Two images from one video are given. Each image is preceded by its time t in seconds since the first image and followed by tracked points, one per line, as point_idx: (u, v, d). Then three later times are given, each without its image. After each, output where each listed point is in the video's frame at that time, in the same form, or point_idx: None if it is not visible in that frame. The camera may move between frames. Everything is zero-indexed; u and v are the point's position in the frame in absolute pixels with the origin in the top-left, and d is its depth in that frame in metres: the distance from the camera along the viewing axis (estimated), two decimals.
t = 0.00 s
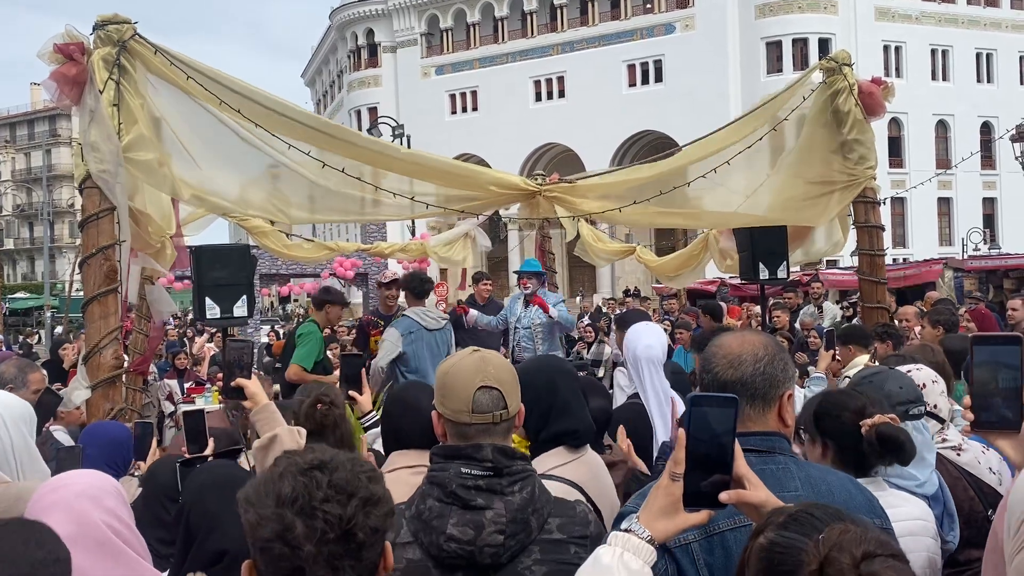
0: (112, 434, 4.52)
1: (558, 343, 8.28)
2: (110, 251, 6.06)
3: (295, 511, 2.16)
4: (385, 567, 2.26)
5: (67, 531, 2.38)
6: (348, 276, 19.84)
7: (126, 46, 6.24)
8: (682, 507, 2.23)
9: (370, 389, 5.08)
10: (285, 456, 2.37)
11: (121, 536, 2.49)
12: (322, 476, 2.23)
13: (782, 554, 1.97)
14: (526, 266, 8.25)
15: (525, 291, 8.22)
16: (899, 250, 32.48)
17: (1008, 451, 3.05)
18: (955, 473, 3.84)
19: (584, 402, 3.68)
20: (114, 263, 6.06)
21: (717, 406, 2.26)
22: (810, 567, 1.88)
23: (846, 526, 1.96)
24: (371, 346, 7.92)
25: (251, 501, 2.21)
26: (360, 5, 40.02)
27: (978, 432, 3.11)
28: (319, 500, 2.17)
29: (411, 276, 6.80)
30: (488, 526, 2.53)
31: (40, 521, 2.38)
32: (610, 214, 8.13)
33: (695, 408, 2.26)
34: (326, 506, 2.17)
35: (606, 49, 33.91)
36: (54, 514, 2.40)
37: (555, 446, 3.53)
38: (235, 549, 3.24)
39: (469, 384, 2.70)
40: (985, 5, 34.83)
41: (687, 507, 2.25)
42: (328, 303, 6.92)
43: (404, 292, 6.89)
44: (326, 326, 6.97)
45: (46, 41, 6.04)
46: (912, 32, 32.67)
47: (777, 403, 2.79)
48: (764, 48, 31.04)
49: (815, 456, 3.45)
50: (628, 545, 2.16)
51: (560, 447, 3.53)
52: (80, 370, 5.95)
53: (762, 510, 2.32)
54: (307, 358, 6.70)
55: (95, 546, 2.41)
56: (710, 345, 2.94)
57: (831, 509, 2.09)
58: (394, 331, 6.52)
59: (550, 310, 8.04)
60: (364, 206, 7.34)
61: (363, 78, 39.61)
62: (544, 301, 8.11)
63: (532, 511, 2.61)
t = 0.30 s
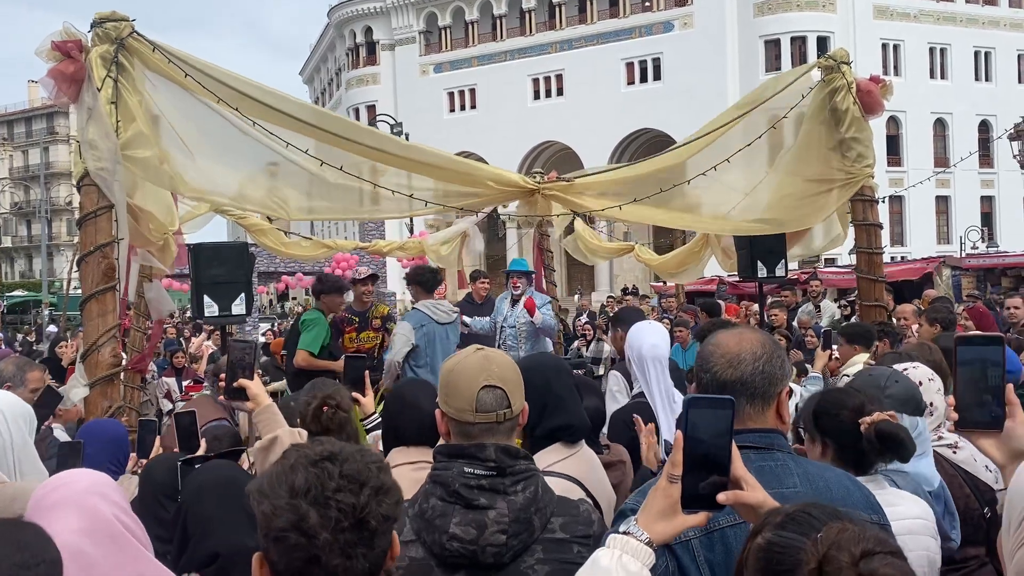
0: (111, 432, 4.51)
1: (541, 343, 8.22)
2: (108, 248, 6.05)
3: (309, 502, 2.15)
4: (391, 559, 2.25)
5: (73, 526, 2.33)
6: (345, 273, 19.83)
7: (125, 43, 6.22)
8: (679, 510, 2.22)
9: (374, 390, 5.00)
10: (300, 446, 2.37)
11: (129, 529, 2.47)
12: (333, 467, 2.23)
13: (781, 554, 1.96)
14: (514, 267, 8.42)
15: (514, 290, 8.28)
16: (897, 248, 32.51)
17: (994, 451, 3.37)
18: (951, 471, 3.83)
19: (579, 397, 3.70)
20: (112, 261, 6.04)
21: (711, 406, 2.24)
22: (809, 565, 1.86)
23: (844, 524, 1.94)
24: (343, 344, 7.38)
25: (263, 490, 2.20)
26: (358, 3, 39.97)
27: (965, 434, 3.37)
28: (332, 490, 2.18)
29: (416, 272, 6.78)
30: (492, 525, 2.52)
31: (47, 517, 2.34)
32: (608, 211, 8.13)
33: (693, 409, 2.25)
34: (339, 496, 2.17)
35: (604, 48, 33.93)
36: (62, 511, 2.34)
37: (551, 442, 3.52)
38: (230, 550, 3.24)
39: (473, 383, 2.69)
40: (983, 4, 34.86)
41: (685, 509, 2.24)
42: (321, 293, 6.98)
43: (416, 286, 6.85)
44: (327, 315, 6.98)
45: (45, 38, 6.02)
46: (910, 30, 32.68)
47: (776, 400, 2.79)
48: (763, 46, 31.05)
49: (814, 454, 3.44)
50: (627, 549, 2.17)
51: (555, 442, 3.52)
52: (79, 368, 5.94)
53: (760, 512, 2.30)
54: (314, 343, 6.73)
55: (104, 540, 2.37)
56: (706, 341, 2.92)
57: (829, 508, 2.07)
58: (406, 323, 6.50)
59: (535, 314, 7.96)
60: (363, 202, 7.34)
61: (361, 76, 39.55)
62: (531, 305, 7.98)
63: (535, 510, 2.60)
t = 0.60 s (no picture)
0: (108, 429, 4.49)
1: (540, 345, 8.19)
2: (105, 246, 6.04)
3: (314, 496, 2.15)
4: (392, 552, 2.24)
5: (69, 523, 2.31)
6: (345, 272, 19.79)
7: (123, 41, 6.20)
8: (682, 512, 2.21)
9: (375, 389, 4.95)
10: (300, 441, 2.37)
11: (128, 526, 2.46)
12: (336, 462, 2.23)
13: (787, 555, 1.95)
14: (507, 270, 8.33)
15: (509, 293, 8.18)
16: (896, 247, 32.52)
17: (977, 448, 3.13)
18: (949, 468, 3.83)
19: (573, 393, 3.67)
20: (109, 258, 6.03)
21: (712, 409, 2.23)
22: (815, 566, 1.86)
23: (851, 525, 1.93)
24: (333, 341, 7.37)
25: (264, 484, 2.19)
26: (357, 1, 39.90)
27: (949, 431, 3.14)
28: (336, 484, 2.18)
29: (415, 266, 6.70)
30: (496, 523, 2.51)
31: (44, 513, 2.32)
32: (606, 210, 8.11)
33: (696, 411, 2.22)
34: (344, 489, 2.17)
35: (603, 46, 33.90)
36: (61, 508, 2.33)
37: (544, 439, 3.52)
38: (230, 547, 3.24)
39: (477, 381, 2.68)
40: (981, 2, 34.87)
41: (688, 511, 2.22)
42: (316, 288, 6.86)
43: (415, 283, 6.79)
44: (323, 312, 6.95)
45: (42, 35, 6.00)
46: (909, 28, 32.67)
47: (776, 396, 2.78)
48: (762, 45, 31.05)
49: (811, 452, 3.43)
50: (629, 551, 2.17)
51: (549, 440, 3.53)
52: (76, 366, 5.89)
53: (763, 514, 2.29)
54: (312, 342, 6.73)
55: (102, 536, 2.35)
56: (704, 337, 2.91)
57: (835, 508, 2.07)
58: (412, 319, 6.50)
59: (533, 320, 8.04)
60: (361, 200, 7.34)
61: (359, 74, 39.49)
62: (527, 310, 8.12)
63: (540, 508, 2.59)
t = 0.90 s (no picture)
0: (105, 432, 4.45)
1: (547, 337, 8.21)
2: (104, 245, 6.04)
3: (298, 498, 2.15)
4: (378, 551, 2.24)
5: (64, 521, 2.28)
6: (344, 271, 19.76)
7: (121, 39, 6.19)
8: (688, 515, 2.19)
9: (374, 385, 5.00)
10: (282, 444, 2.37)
11: (122, 530, 2.40)
12: (320, 463, 2.22)
13: (792, 555, 1.94)
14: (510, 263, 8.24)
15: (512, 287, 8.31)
16: (894, 246, 32.53)
17: (967, 444, 3.01)
18: (948, 467, 3.83)
19: (572, 395, 3.66)
20: (108, 257, 6.03)
21: (719, 412, 2.23)
22: (819, 568, 1.85)
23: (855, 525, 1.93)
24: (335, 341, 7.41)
25: (246, 486, 2.19)
26: None
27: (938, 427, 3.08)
28: (320, 486, 2.17)
29: (414, 265, 6.75)
30: (498, 524, 2.50)
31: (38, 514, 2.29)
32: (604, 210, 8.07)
33: (703, 414, 2.24)
34: (328, 490, 2.16)
35: (602, 44, 33.90)
36: (52, 506, 2.30)
37: (543, 443, 3.53)
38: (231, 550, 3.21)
39: (478, 380, 2.68)
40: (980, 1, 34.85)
41: (694, 514, 2.21)
42: (312, 292, 6.92)
43: (410, 281, 6.78)
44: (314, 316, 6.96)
45: (40, 34, 5.98)
46: (908, 27, 32.68)
47: (778, 395, 2.77)
48: (761, 43, 31.05)
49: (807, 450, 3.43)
50: (636, 554, 2.16)
51: (548, 443, 3.53)
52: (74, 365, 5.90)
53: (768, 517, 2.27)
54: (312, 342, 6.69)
55: (95, 537, 2.31)
56: (705, 336, 2.89)
57: (840, 509, 2.07)
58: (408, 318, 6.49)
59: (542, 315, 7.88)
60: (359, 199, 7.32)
61: (358, 73, 39.46)
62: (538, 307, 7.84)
63: (541, 508, 2.59)
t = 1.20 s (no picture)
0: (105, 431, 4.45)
1: (557, 336, 8.28)
2: (102, 243, 6.02)
3: (278, 498, 2.13)
4: (362, 556, 2.24)
5: (69, 512, 2.31)
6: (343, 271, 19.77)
7: (120, 37, 6.19)
8: (696, 518, 2.17)
9: (369, 381, 4.94)
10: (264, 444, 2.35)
11: (129, 520, 2.43)
12: (302, 463, 2.20)
13: (791, 556, 1.93)
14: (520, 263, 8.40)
15: (522, 285, 8.40)
16: (893, 245, 32.55)
17: (962, 433, 2.86)
18: (951, 465, 3.81)
19: (570, 395, 3.66)
20: (107, 255, 6.01)
21: (724, 414, 2.22)
22: (817, 569, 1.84)
23: (855, 527, 1.92)
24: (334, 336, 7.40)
25: (226, 487, 2.18)
26: None
27: (935, 416, 2.93)
28: (301, 486, 2.15)
29: (411, 265, 6.69)
30: (497, 524, 2.49)
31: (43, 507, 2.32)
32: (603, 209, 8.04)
33: (708, 413, 2.23)
34: (309, 491, 2.15)
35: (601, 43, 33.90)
36: (61, 502, 2.33)
37: (543, 444, 3.52)
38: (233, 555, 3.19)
39: (477, 380, 2.67)
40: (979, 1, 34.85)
41: (703, 516, 2.19)
42: (299, 279, 6.92)
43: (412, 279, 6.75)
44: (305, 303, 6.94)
45: (40, 32, 5.97)
46: (907, 26, 32.71)
47: (779, 393, 2.76)
48: (760, 42, 31.06)
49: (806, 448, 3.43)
50: (644, 556, 2.14)
51: (548, 445, 3.53)
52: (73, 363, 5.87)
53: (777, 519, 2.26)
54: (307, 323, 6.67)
55: (99, 529, 2.33)
56: (705, 333, 2.87)
57: (841, 510, 2.05)
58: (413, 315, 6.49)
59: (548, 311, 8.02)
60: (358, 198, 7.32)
61: (357, 71, 39.44)
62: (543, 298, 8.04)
63: (540, 509, 2.58)
